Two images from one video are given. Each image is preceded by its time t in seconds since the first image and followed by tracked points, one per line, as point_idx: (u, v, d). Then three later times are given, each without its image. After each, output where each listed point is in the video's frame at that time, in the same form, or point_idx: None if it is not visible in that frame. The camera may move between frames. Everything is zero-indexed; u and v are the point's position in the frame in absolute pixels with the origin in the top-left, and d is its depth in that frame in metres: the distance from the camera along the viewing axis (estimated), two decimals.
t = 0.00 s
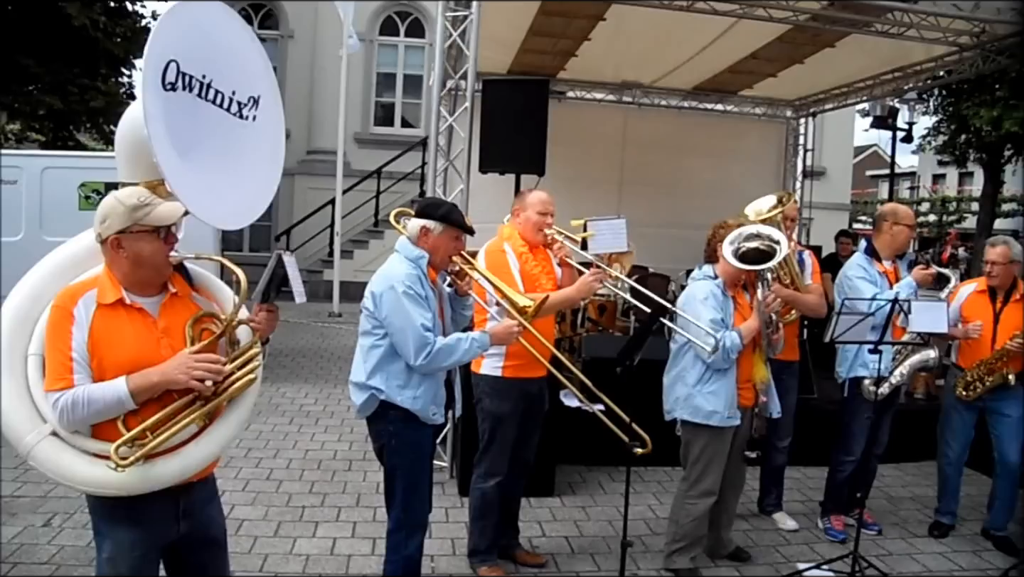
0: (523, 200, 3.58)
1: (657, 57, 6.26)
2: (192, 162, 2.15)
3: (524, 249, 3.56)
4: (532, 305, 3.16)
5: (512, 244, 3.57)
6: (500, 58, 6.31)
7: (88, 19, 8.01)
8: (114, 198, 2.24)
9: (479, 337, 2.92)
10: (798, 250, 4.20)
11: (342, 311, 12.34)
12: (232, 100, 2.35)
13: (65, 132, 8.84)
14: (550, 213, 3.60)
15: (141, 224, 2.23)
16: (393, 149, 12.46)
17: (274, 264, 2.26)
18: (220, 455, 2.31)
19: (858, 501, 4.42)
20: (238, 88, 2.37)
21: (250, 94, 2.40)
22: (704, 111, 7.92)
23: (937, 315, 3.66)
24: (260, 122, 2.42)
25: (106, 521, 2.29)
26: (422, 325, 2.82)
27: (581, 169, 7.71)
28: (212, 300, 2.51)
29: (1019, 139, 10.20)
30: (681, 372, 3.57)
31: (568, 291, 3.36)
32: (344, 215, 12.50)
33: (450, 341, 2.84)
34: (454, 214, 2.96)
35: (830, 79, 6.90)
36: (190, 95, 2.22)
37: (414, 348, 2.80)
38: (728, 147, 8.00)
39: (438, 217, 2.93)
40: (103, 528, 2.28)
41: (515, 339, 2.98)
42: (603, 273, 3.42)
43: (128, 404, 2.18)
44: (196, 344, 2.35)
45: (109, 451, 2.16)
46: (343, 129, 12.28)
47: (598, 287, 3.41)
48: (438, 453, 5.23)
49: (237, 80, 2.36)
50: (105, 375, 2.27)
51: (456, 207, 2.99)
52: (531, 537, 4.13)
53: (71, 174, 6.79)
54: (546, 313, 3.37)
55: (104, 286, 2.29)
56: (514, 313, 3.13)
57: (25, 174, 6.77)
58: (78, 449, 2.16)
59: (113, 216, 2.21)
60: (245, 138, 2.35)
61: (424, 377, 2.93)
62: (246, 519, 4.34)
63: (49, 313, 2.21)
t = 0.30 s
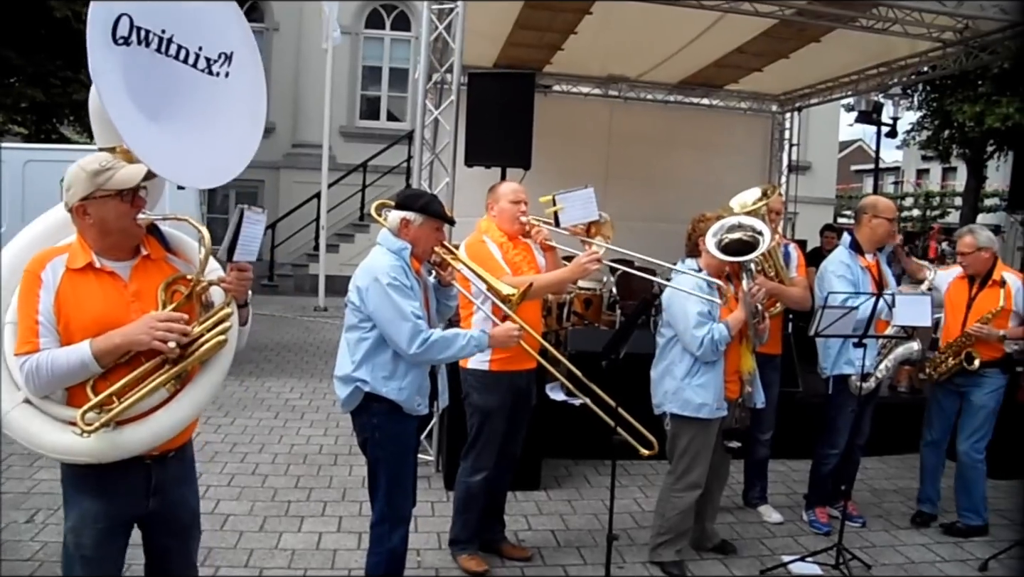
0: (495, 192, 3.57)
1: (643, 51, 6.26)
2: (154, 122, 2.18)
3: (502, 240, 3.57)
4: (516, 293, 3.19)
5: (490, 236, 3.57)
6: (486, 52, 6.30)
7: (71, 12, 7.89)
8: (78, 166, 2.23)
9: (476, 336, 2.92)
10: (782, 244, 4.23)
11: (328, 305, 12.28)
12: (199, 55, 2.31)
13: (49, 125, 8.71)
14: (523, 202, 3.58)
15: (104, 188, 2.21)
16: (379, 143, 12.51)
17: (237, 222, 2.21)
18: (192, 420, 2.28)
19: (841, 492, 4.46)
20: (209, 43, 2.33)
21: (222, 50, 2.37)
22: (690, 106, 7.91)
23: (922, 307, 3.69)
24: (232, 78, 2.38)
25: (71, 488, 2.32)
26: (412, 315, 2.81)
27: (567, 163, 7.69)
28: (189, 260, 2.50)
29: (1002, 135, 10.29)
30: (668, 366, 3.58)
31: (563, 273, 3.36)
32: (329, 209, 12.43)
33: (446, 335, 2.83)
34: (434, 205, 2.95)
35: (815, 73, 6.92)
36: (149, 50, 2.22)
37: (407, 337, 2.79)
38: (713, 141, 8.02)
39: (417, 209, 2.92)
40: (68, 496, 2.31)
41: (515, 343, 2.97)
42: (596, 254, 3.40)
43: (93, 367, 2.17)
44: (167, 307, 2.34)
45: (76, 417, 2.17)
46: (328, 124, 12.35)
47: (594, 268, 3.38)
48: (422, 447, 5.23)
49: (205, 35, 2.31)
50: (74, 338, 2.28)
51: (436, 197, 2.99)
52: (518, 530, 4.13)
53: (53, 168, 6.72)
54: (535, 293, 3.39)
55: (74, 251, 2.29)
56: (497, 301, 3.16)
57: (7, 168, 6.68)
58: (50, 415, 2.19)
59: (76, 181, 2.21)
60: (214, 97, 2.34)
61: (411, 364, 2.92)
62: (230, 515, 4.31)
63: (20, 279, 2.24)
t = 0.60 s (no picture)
0: (473, 191, 3.57)
1: (630, 52, 6.28)
2: (126, 158, 2.14)
3: (482, 240, 3.56)
4: (497, 291, 3.22)
5: (470, 237, 3.56)
6: (472, 51, 6.29)
7: (54, 6, 7.82)
8: (39, 197, 2.19)
9: (459, 334, 2.90)
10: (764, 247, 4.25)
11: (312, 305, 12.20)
12: (170, 91, 2.30)
13: (31, 121, 8.61)
14: (500, 202, 3.60)
15: (65, 224, 2.17)
16: (365, 142, 12.52)
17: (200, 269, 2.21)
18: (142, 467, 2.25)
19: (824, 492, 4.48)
20: (179, 78, 2.32)
21: (194, 85, 2.36)
22: (675, 106, 7.95)
23: (903, 309, 3.72)
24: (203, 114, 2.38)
25: (24, 530, 2.27)
26: (394, 317, 2.80)
27: (553, 163, 7.70)
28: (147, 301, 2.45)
29: (982, 137, 10.44)
30: (657, 366, 3.59)
31: (540, 270, 3.33)
32: (314, 208, 12.32)
33: (428, 335, 2.83)
34: (414, 204, 2.94)
35: (801, 76, 6.96)
36: (118, 85, 2.17)
37: (389, 338, 2.78)
38: (698, 142, 8.06)
39: (397, 207, 2.91)
40: (21, 536, 2.25)
41: (497, 341, 2.97)
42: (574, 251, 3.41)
43: (42, 410, 2.14)
44: (123, 349, 2.30)
45: (21, 459, 2.13)
46: (313, 122, 12.38)
47: (570, 265, 3.39)
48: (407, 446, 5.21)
49: (175, 70, 2.31)
50: (24, 378, 2.23)
51: (416, 195, 2.97)
52: (502, 530, 4.13)
53: (35, 164, 6.64)
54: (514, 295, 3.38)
55: (30, 287, 2.25)
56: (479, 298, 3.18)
57: None
58: None
59: (36, 216, 2.16)
60: (185, 132, 2.32)
61: (395, 367, 2.91)
62: (213, 515, 4.27)
63: None
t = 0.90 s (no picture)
0: (444, 193, 3.57)
1: (610, 56, 6.30)
2: (144, 124, 2.16)
3: (451, 244, 3.55)
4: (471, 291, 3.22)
5: (440, 241, 3.55)
6: (452, 54, 6.30)
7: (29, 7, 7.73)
8: (38, 158, 2.18)
9: (420, 328, 2.92)
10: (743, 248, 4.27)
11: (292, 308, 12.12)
12: (168, 66, 2.35)
13: (6, 123, 8.50)
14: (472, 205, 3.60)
15: (66, 184, 2.15)
16: (345, 145, 12.48)
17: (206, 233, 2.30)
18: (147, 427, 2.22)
19: (802, 493, 4.50)
20: (174, 55, 2.39)
21: (185, 63, 2.44)
22: (655, 109, 7.98)
23: (879, 312, 3.75)
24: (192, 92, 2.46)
25: (12, 506, 2.21)
26: (364, 328, 2.79)
27: (533, 166, 7.72)
28: (139, 268, 2.44)
29: (958, 142, 10.59)
30: (640, 368, 3.59)
31: (506, 274, 3.36)
32: (294, 211, 12.26)
33: (393, 340, 2.82)
34: (382, 206, 2.93)
35: (779, 80, 7.01)
36: (127, 52, 2.18)
37: (359, 352, 2.77)
38: (678, 145, 8.09)
39: (366, 210, 2.88)
40: (10, 513, 2.20)
41: (454, 324, 2.99)
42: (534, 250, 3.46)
43: (45, 367, 2.10)
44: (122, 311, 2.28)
45: (23, 420, 2.07)
46: (293, 125, 12.33)
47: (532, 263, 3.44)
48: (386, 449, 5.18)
49: (172, 47, 2.38)
50: (22, 335, 2.19)
51: (384, 198, 2.95)
52: (482, 534, 4.12)
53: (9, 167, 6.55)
54: (481, 301, 3.38)
55: (25, 247, 2.21)
56: (452, 299, 3.17)
57: None
58: None
59: (36, 174, 2.14)
60: (182, 107, 2.38)
61: (372, 378, 2.90)
62: (191, 520, 4.23)
63: None
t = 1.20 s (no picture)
0: (412, 192, 3.56)
1: (592, 55, 6.31)
2: (105, 144, 2.11)
3: (422, 244, 3.56)
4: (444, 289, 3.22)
5: (410, 240, 3.54)
6: (434, 52, 6.28)
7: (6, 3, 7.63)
8: (16, 185, 2.16)
9: (411, 336, 2.94)
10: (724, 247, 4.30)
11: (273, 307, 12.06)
12: (145, 75, 2.26)
13: None
14: (441, 203, 3.61)
15: (42, 210, 2.13)
16: (327, 143, 12.44)
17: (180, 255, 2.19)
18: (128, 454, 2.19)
19: (783, 492, 4.53)
20: (154, 61, 2.27)
21: (170, 68, 2.31)
22: (636, 109, 8.02)
23: (857, 312, 3.77)
24: (180, 97, 2.34)
25: (14, 518, 2.21)
26: (346, 329, 2.78)
27: (515, 165, 7.72)
28: (128, 287, 2.40)
29: (936, 143, 10.73)
30: (623, 367, 3.61)
31: (487, 279, 3.36)
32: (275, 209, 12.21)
33: (380, 342, 2.85)
34: (354, 204, 2.91)
35: (760, 81, 7.06)
36: (89, 70, 2.12)
37: (344, 351, 2.76)
38: (660, 145, 8.13)
39: (337, 209, 2.86)
40: (13, 524, 2.20)
41: (447, 335, 3.02)
42: (526, 262, 3.41)
43: (24, 401, 2.09)
44: (104, 336, 2.25)
45: (4, 449, 2.07)
46: (274, 123, 12.27)
47: (520, 275, 3.40)
48: (366, 448, 5.16)
49: (150, 54, 2.26)
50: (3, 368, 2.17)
51: (355, 195, 2.93)
52: (463, 532, 4.11)
53: None
54: (459, 300, 3.38)
55: (7, 275, 2.19)
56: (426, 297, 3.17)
57: None
58: None
59: (12, 202, 2.12)
60: (161, 117, 2.28)
61: (350, 379, 2.92)
62: (172, 521, 4.19)
63: None
